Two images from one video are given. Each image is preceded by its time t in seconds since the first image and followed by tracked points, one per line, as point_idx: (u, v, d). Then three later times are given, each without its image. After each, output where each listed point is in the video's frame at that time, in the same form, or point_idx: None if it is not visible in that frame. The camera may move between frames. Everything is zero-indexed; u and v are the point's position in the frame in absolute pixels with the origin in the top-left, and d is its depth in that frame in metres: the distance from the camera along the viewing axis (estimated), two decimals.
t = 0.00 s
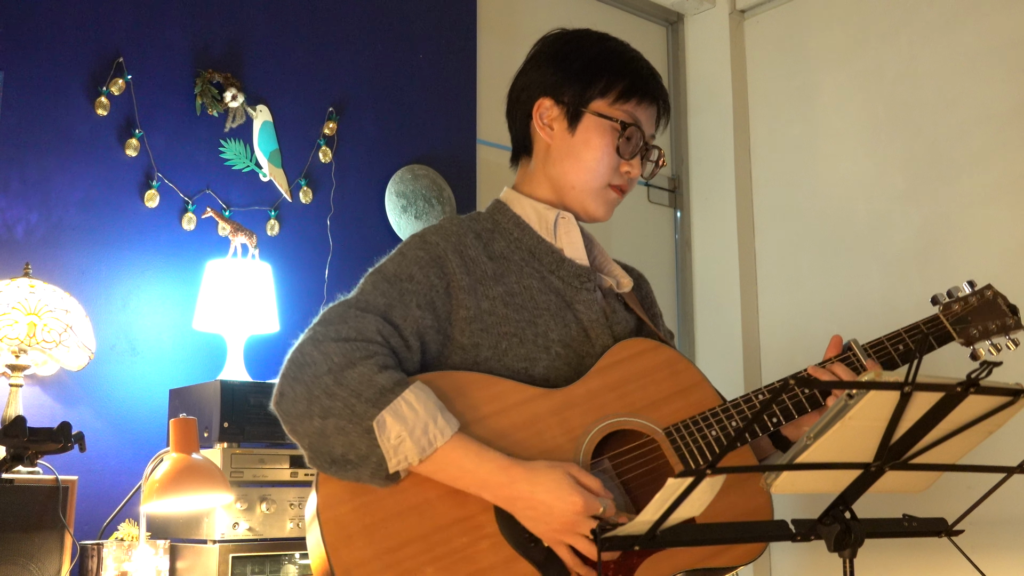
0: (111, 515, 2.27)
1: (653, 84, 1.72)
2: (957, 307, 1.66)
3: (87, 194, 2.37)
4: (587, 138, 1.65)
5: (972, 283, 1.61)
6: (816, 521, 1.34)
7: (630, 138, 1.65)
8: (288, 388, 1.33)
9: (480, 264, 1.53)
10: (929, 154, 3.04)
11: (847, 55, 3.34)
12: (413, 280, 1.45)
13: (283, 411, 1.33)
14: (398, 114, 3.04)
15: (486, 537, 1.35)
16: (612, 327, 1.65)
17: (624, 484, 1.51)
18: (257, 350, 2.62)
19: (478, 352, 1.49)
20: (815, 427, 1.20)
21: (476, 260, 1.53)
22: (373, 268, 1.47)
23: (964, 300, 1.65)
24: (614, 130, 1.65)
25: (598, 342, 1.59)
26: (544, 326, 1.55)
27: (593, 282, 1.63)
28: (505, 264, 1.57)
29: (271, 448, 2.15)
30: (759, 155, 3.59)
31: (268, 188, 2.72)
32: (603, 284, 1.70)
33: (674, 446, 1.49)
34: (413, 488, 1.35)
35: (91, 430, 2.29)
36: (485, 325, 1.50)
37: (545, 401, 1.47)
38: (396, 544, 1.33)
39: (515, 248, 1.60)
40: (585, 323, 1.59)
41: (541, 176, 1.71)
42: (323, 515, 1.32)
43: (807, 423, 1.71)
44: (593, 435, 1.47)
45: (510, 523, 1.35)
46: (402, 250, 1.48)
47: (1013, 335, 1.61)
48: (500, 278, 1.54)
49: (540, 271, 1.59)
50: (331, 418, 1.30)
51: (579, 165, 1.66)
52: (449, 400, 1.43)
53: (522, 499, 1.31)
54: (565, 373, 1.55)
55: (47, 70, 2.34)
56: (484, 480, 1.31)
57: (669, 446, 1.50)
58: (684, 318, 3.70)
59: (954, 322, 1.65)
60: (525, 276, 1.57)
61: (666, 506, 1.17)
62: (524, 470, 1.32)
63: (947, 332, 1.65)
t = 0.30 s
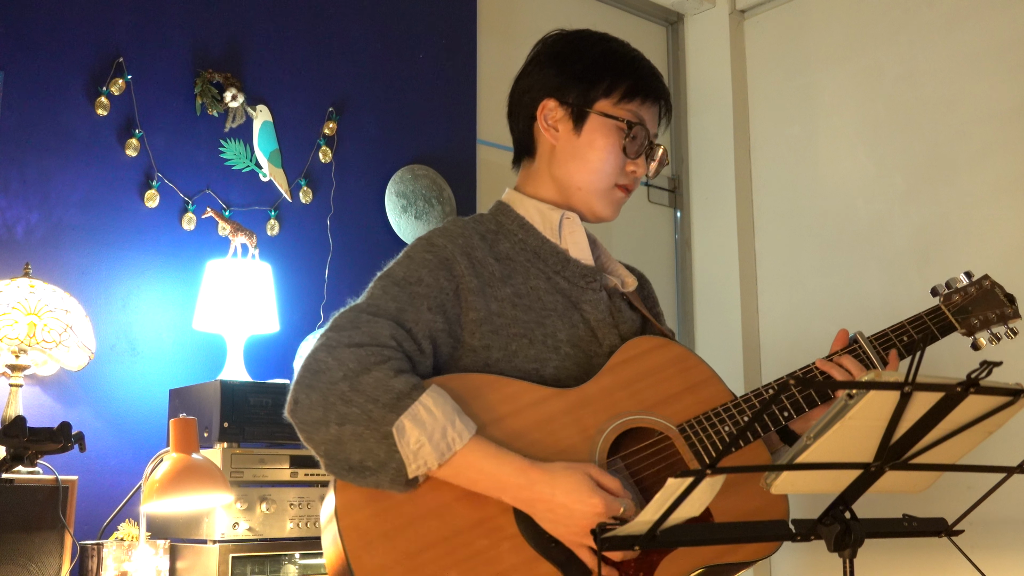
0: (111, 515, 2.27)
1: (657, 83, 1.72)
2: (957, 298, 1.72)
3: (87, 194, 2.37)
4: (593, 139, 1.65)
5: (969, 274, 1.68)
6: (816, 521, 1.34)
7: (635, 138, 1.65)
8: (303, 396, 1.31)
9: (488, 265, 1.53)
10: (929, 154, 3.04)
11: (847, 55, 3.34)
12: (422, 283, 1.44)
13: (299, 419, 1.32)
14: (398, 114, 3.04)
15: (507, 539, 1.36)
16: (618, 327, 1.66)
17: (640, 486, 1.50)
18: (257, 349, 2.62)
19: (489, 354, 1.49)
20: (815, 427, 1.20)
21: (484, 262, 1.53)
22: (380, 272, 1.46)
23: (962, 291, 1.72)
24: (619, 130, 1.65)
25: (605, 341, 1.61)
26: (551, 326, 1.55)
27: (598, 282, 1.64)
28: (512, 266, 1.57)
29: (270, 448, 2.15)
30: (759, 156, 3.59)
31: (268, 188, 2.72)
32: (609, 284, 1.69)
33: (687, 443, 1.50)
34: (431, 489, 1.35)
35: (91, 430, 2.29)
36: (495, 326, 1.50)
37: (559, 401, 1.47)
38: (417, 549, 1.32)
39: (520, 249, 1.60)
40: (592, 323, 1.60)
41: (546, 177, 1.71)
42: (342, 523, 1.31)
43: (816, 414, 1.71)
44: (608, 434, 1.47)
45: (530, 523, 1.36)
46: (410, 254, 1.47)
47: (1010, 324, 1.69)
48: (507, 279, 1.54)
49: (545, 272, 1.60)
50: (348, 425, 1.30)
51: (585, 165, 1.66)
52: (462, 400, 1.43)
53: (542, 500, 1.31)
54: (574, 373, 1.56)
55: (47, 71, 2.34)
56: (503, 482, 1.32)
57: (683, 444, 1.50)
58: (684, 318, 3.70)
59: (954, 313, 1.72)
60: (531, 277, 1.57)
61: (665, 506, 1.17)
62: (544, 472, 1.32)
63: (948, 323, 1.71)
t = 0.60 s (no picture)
0: (111, 515, 2.27)
1: (662, 82, 1.72)
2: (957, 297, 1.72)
3: (87, 194, 2.37)
4: (599, 140, 1.65)
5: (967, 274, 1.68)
6: (816, 521, 1.34)
7: (642, 138, 1.65)
8: (318, 398, 1.32)
9: (498, 266, 1.54)
10: (929, 154, 3.04)
11: (847, 55, 3.34)
12: (434, 284, 1.44)
13: (315, 421, 1.33)
14: (398, 114, 3.04)
15: (524, 540, 1.36)
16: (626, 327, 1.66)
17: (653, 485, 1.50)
18: (257, 349, 2.62)
19: (501, 355, 1.49)
20: (815, 427, 1.20)
21: (493, 263, 1.53)
22: (392, 274, 1.46)
23: (962, 290, 1.72)
24: (625, 131, 1.65)
25: (614, 342, 1.61)
26: (561, 326, 1.56)
27: (606, 282, 1.65)
28: (521, 266, 1.58)
29: (270, 448, 2.15)
30: (760, 156, 3.59)
31: (268, 187, 2.72)
32: (616, 284, 1.70)
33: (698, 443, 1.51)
34: (447, 490, 1.35)
35: (91, 431, 2.29)
36: (507, 327, 1.50)
37: (572, 402, 1.47)
38: (434, 551, 1.32)
39: (529, 250, 1.61)
40: (601, 323, 1.61)
41: (554, 179, 1.71)
42: (359, 526, 1.32)
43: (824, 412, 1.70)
44: (621, 434, 1.47)
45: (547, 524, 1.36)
46: (421, 256, 1.47)
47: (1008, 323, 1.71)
48: (517, 280, 1.55)
49: (554, 273, 1.60)
50: (365, 427, 1.31)
51: (592, 167, 1.66)
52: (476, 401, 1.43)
53: (560, 502, 1.32)
54: (585, 374, 1.56)
55: (48, 71, 2.34)
56: (521, 484, 1.32)
57: (694, 443, 1.51)
58: (684, 318, 3.70)
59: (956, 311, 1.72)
60: (540, 278, 1.58)
61: (665, 506, 1.17)
62: (563, 474, 1.32)
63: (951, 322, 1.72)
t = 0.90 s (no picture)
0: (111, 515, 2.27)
1: (662, 78, 1.71)
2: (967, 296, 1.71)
3: (87, 194, 2.37)
4: (600, 141, 1.65)
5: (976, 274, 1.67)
6: (816, 521, 1.34)
7: (642, 137, 1.65)
8: (326, 401, 1.32)
9: (505, 268, 1.54)
10: (929, 154, 3.04)
11: (847, 55, 3.34)
12: (442, 286, 1.43)
13: (323, 424, 1.32)
14: (398, 114, 3.04)
15: (532, 541, 1.36)
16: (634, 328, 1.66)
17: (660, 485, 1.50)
18: (257, 349, 2.63)
19: (509, 356, 1.50)
20: (815, 427, 1.19)
21: (501, 265, 1.53)
22: (399, 276, 1.45)
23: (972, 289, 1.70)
24: (625, 131, 1.65)
25: (621, 342, 1.61)
26: (569, 327, 1.56)
27: (613, 282, 1.65)
28: (528, 268, 1.58)
29: (270, 448, 2.15)
30: (760, 156, 3.59)
31: (268, 187, 2.72)
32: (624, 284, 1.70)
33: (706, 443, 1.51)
34: (456, 491, 1.36)
35: (91, 431, 2.29)
36: (514, 329, 1.50)
37: (580, 403, 1.47)
38: (444, 552, 1.33)
39: (536, 251, 1.61)
40: (608, 324, 1.61)
41: (557, 180, 1.71)
42: (368, 527, 1.32)
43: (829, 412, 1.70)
44: (628, 435, 1.47)
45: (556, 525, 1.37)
46: (428, 257, 1.46)
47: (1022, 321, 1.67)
48: (525, 281, 1.55)
49: (561, 274, 1.60)
50: (373, 430, 1.30)
51: (593, 168, 1.66)
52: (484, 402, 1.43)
53: (568, 503, 1.32)
54: (592, 375, 1.56)
55: (48, 71, 2.34)
56: (529, 485, 1.32)
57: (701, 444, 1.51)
58: (684, 317, 3.70)
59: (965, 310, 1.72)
60: (548, 279, 1.58)
61: (665, 506, 1.17)
62: (569, 475, 1.32)
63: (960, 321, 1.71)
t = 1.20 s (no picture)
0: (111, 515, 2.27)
1: (647, 72, 1.69)
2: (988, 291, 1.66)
3: (86, 194, 2.37)
4: (585, 144, 1.64)
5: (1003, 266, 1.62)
6: (816, 522, 1.34)
7: (628, 134, 1.63)
8: (312, 407, 1.32)
9: (502, 272, 1.54)
10: (929, 154, 3.04)
11: (847, 55, 3.34)
12: (432, 293, 1.45)
13: (311, 431, 1.32)
14: (398, 114, 3.04)
15: (520, 540, 1.37)
16: (638, 328, 1.66)
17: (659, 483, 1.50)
18: (257, 350, 2.62)
19: (505, 360, 1.50)
20: (815, 427, 1.19)
21: (497, 269, 1.54)
22: (391, 284, 1.47)
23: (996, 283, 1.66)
24: (610, 131, 1.63)
25: (624, 344, 1.61)
26: (569, 329, 1.56)
27: (615, 283, 1.64)
28: (528, 271, 1.58)
29: (270, 448, 2.15)
30: (760, 156, 3.59)
31: (268, 188, 2.72)
32: (627, 284, 1.69)
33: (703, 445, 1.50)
34: (447, 491, 1.36)
35: (91, 430, 2.29)
36: (511, 332, 1.50)
37: (574, 404, 1.47)
38: (432, 552, 1.33)
39: (537, 253, 1.61)
40: (610, 325, 1.61)
41: (551, 185, 1.71)
42: (358, 527, 1.32)
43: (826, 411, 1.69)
44: (623, 434, 1.47)
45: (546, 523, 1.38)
46: (422, 265, 1.48)
47: None
48: (523, 284, 1.55)
49: (563, 276, 1.60)
50: (357, 431, 1.29)
51: (582, 170, 1.65)
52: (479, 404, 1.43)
53: (559, 486, 1.32)
54: (593, 376, 1.56)
55: (48, 71, 2.34)
56: (518, 472, 1.32)
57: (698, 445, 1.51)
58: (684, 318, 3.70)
59: (984, 306, 1.67)
60: (549, 281, 1.58)
61: (665, 506, 1.17)
62: (555, 457, 1.33)
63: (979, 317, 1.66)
